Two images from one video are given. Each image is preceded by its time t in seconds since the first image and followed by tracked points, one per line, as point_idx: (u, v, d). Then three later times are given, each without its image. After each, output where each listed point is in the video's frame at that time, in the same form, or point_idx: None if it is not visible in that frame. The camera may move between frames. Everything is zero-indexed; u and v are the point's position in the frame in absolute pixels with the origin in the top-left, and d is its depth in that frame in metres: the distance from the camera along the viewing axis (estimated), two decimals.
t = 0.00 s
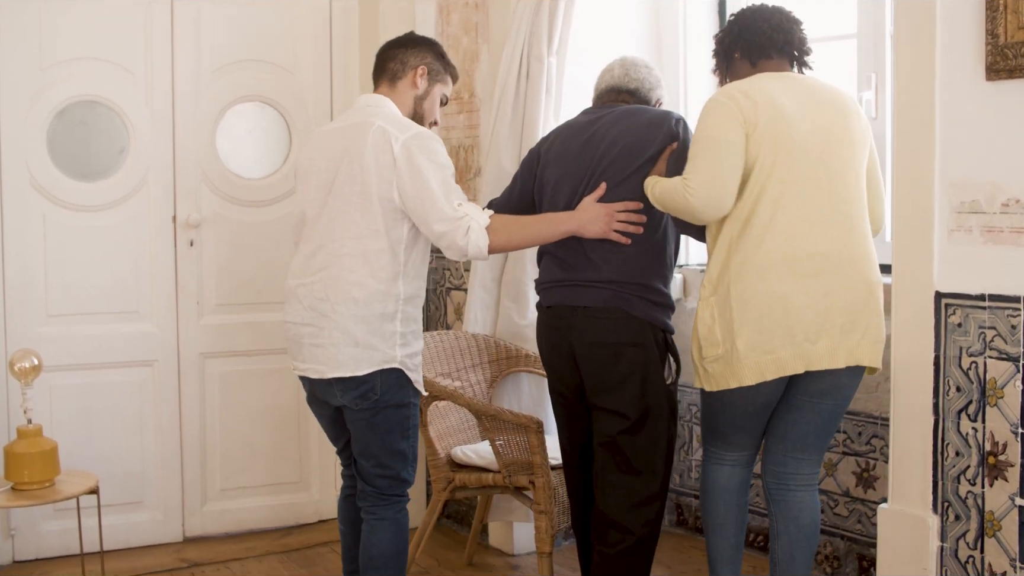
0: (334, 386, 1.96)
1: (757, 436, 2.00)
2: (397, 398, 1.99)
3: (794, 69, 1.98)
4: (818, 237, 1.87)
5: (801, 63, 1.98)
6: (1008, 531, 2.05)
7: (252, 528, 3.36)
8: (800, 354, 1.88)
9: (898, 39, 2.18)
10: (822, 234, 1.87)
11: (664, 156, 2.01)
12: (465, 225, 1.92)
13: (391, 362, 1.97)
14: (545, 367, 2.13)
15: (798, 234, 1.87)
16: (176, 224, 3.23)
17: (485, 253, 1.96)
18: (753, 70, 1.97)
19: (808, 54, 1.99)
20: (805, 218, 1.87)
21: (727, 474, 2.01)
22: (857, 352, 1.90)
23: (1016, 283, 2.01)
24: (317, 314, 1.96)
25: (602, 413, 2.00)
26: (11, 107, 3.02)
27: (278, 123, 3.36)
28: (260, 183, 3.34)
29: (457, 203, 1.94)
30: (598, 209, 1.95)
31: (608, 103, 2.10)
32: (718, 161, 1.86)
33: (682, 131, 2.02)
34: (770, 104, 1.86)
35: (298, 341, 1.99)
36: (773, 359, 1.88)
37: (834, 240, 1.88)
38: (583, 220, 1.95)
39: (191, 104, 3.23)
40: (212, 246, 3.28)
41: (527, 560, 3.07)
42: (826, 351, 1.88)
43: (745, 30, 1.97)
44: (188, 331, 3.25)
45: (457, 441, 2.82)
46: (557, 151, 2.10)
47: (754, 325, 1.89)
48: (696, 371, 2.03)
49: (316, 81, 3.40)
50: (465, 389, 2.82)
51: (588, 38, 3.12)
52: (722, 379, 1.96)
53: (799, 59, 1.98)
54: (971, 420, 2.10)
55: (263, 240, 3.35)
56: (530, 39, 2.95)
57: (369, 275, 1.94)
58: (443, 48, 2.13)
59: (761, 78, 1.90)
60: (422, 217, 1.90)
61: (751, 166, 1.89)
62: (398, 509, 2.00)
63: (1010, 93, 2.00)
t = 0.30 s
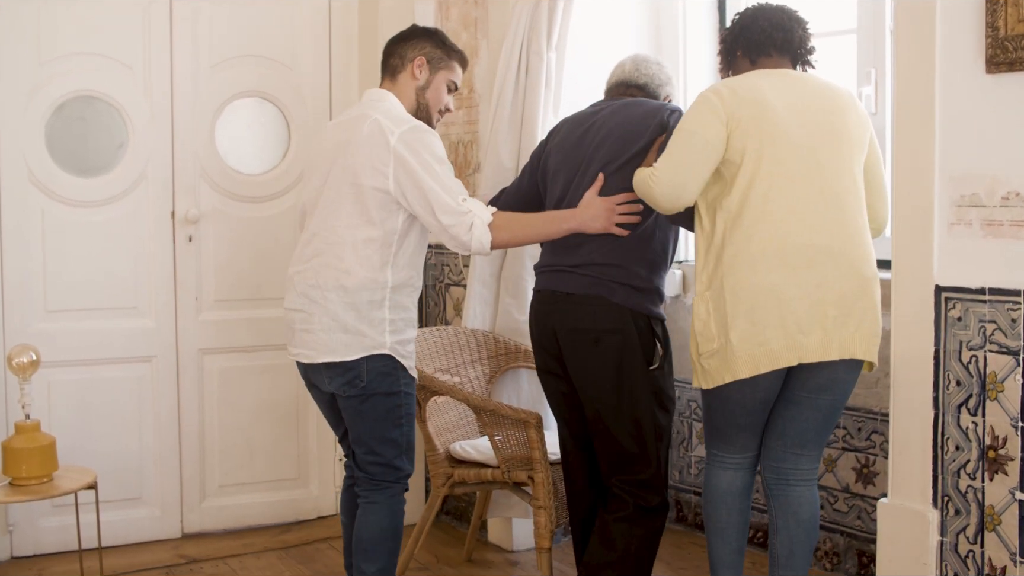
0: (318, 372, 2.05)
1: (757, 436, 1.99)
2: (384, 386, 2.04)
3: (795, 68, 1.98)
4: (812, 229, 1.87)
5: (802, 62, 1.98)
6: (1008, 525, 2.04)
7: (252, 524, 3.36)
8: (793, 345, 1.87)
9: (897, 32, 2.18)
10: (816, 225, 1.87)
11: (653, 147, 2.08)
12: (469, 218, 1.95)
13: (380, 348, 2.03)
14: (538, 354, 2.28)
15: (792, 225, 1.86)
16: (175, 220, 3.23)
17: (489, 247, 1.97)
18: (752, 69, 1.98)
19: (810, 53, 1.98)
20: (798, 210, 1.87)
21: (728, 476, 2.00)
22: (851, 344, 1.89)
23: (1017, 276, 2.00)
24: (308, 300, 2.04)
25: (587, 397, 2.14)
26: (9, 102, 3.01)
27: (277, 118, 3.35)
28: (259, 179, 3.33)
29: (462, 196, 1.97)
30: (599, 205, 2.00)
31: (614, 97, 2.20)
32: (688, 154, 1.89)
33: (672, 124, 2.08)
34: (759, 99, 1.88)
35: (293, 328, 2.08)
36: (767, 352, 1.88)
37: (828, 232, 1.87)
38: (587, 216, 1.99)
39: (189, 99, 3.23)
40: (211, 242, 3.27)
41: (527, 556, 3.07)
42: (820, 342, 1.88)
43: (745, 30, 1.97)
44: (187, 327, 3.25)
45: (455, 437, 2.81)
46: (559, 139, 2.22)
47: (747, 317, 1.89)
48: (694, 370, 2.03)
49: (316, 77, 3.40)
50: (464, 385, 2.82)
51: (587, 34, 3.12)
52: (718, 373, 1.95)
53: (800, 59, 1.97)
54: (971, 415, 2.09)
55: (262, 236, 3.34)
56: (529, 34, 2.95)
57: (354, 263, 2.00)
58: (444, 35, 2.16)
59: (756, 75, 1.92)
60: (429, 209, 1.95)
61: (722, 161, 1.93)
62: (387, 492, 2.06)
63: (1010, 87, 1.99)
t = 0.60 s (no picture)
0: (321, 360, 2.07)
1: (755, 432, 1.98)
2: (385, 372, 2.07)
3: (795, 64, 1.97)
4: (814, 222, 1.86)
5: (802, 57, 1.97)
6: (1010, 520, 2.04)
7: (252, 521, 3.35)
8: (797, 338, 1.86)
9: (898, 26, 2.17)
10: (818, 218, 1.86)
11: (650, 142, 2.08)
12: (473, 216, 1.93)
13: (371, 339, 2.05)
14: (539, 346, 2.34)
15: (793, 218, 1.86)
16: (174, 216, 3.22)
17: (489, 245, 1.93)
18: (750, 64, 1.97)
19: (809, 48, 1.97)
20: (798, 203, 1.86)
21: (728, 476, 1.99)
22: (854, 337, 1.89)
23: (1017, 270, 2.00)
24: (303, 292, 2.07)
25: (579, 385, 2.20)
26: (7, 98, 3.00)
27: (276, 114, 3.35)
28: (258, 175, 3.32)
29: (467, 195, 1.95)
30: (610, 214, 1.90)
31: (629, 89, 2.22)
32: (681, 146, 1.87)
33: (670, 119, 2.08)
34: (757, 94, 1.87)
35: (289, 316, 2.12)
36: (771, 345, 1.87)
37: (830, 225, 1.87)
38: (598, 226, 1.90)
39: (189, 95, 3.22)
40: (210, 239, 3.27)
41: (527, 552, 3.06)
42: (824, 334, 1.87)
43: (744, 25, 1.96)
44: (187, 324, 3.24)
45: (456, 432, 2.81)
46: (571, 129, 2.26)
47: (750, 310, 1.88)
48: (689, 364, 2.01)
49: (315, 73, 3.39)
50: (464, 380, 2.82)
51: (586, 30, 3.11)
52: (721, 368, 1.94)
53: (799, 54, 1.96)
54: (973, 409, 2.09)
55: (262, 232, 3.34)
56: (529, 29, 2.94)
57: (346, 256, 2.03)
58: (463, 33, 2.15)
59: (754, 70, 1.91)
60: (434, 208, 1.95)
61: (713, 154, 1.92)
62: (403, 474, 2.10)
63: (1010, 80, 1.99)
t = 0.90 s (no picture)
0: (318, 352, 2.19)
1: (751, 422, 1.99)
2: (379, 370, 2.14)
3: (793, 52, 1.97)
4: (816, 218, 1.86)
5: (800, 45, 1.97)
6: (1011, 514, 2.03)
7: (251, 517, 3.35)
8: (800, 335, 1.86)
9: (898, 21, 2.17)
10: (821, 214, 1.86)
11: (646, 140, 2.07)
12: (477, 230, 1.98)
13: (369, 338, 2.13)
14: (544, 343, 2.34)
15: (796, 215, 1.85)
16: (173, 212, 3.21)
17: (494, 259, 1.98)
18: (749, 55, 1.97)
19: (808, 36, 1.97)
20: (800, 199, 1.86)
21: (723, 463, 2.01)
22: (857, 334, 1.88)
23: (1018, 265, 1.99)
24: (308, 284, 2.18)
25: (578, 383, 2.20)
26: (6, 93, 3.00)
27: (275, 111, 3.34)
28: (257, 172, 3.32)
29: (473, 208, 2.00)
30: (608, 215, 1.97)
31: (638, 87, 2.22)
32: (680, 142, 1.86)
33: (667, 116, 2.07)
34: (756, 90, 1.87)
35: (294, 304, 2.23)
36: (775, 342, 1.87)
37: (832, 221, 1.86)
38: (596, 229, 1.97)
39: (188, 91, 3.22)
40: (209, 235, 3.26)
41: (527, 549, 3.06)
42: (826, 330, 1.87)
43: (742, 15, 1.96)
44: (186, 320, 3.24)
45: (455, 428, 2.79)
46: (578, 127, 2.26)
47: (753, 308, 1.88)
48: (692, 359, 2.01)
49: (314, 69, 3.39)
50: (463, 376, 2.81)
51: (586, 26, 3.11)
52: (725, 364, 1.93)
53: (797, 43, 1.96)
54: (973, 403, 2.08)
55: (261, 228, 3.33)
56: (529, 24, 2.94)
57: (353, 256, 2.12)
58: (495, 39, 2.18)
59: (753, 65, 1.91)
60: (439, 218, 2.00)
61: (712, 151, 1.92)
62: (386, 477, 2.17)
63: (1011, 73, 1.98)
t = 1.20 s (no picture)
0: (321, 346, 2.25)
1: (750, 411, 2.00)
2: (375, 364, 2.20)
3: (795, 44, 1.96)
4: (817, 216, 1.85)
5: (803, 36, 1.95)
6: (1012, 509, 2.03)
7: (251, 514, 3.34)
8: (798, 332, 1.86)
9: (899, 15, 2.16)
10: (821, 212, 1.85)
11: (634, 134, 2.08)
12: (474, 239, 2.05)
13: (365, 334, 2.19)
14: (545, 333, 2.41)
15: (795, 213, 1.85)
16: (173, 209, 3.21)
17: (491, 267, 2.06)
18: (750, 49, 1.96)
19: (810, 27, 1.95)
20: (801, 196, 1.85)
21: (727, 450, 2.03)
22: (857, 333, 1.88)
23: (1019, 259, 1.99)
24: (308, 277, 2.24)
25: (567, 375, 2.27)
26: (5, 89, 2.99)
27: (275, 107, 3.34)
28: (257, 169, 3.31)
29: (470, 216, 2.06)
30: (596, 212, 2.05)
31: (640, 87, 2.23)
32: (676, 135, 1.86)
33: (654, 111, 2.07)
34: (757, 86, 1.86)
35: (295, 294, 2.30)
36: (773, 339, 1.87)
37: (833, 219, 1.86)
38: (585, 225, 2.05)
39: (187, 88, 3.21)
40: (208, 232, 3.26)
41: (527, 546, 3.06)
42: (825, 329, 1.86)
43: (742, 9, 1.94)
44: (185, 317, 3.23)
45: (455, 425, 2.79)
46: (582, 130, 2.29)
47: (751, 304, 1.88)
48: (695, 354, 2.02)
49: (314, 66, 3.38)
50: (463, 372, 2.81)
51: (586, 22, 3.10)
52: (725, 360, 1.95)
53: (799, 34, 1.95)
54: (974, 398, 2.08)
55: (261, 225, 3.33)
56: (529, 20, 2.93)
57: (351, 253, 2.19)
58: (514, 52, 2.18)
59: (754, 60, 1.90)
60: (437, 225, 2.07)
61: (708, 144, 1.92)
62: (385, 470, 2.21)
63: (1012, 67, 1.98)
